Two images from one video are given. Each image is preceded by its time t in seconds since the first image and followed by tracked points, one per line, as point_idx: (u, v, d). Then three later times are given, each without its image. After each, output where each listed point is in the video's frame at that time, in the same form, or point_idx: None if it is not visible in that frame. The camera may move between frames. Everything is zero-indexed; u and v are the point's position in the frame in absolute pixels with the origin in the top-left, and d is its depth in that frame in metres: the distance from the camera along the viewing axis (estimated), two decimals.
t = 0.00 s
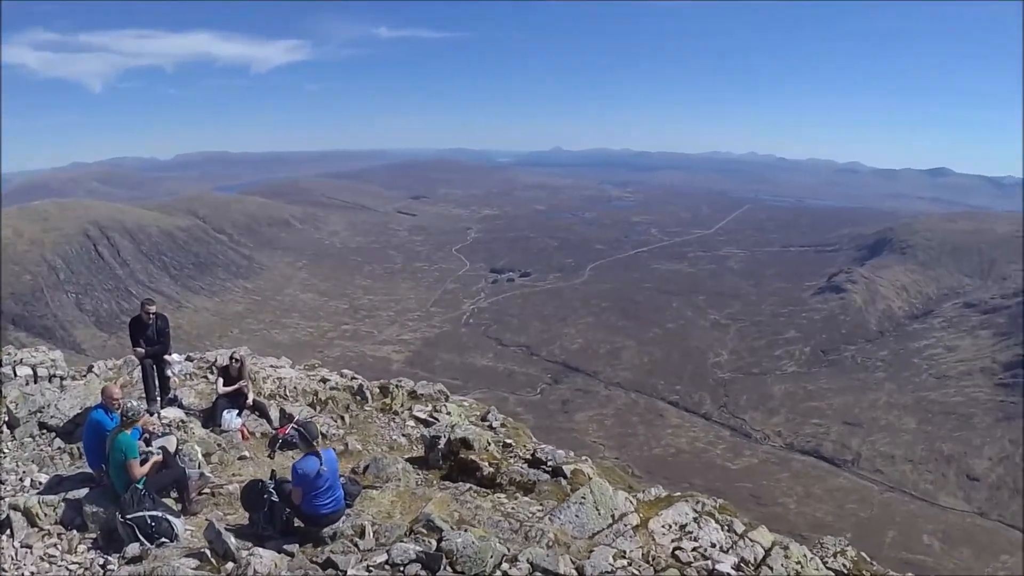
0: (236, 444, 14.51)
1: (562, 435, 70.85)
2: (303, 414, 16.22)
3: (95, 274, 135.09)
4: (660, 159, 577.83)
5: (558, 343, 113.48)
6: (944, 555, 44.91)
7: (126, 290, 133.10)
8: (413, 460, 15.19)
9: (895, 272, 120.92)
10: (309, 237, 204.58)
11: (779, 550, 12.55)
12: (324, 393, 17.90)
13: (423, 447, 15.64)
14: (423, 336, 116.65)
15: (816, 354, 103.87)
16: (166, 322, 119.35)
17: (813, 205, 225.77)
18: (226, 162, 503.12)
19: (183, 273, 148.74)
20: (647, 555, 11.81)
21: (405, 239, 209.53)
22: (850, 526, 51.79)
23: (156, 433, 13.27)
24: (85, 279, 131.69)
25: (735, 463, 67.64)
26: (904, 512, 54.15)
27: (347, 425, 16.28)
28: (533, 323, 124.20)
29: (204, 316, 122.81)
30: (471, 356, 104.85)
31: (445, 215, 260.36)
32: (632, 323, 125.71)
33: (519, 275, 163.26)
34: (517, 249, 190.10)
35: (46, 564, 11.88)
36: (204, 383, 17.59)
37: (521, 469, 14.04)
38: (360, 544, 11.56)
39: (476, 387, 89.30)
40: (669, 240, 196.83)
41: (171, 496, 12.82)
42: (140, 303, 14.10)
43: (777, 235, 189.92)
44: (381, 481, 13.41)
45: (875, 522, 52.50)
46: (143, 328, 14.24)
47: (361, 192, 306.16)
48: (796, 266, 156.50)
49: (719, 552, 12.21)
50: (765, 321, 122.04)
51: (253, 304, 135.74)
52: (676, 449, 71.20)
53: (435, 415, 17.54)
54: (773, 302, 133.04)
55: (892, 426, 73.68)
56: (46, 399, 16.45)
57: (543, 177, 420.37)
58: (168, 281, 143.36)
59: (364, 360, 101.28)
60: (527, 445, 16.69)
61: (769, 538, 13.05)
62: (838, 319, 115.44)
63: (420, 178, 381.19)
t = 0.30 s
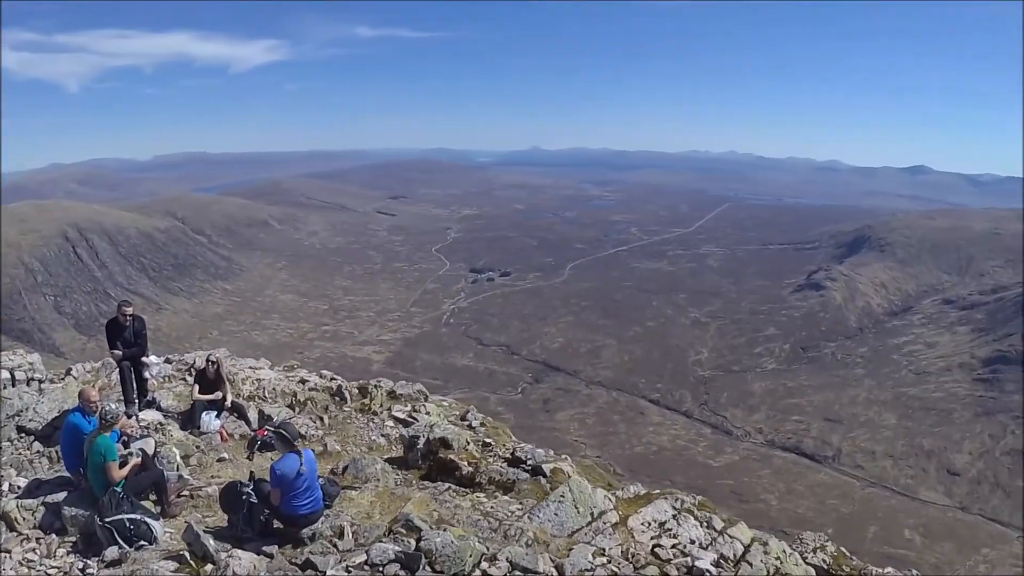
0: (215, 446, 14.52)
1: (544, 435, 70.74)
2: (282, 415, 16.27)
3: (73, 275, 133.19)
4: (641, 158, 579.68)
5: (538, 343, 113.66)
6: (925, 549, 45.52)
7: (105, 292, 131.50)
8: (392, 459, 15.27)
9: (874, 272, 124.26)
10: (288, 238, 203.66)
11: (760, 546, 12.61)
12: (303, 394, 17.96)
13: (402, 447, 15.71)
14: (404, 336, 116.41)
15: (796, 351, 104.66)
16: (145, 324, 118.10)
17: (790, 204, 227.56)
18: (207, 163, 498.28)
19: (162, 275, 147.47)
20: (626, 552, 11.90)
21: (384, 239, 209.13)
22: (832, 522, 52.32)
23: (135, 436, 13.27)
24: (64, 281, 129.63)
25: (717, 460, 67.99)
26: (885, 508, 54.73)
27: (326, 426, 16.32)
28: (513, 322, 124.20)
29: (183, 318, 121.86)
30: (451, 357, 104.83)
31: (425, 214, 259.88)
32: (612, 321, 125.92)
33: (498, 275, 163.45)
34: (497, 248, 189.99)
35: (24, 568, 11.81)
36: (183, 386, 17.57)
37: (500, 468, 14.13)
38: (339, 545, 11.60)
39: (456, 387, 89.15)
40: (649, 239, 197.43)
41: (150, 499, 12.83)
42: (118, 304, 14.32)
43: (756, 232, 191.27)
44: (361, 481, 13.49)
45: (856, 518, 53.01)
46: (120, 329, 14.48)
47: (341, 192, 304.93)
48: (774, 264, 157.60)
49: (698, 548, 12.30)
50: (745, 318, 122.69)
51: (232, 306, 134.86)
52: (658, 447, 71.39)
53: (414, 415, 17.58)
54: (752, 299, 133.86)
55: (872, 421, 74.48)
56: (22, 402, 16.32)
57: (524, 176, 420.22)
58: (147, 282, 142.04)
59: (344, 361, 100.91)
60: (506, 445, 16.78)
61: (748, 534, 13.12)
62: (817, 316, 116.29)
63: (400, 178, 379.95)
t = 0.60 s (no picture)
0: (196, 446, 14.55)
1: (525, 434, 70.78)
2: (262, 416, 16.28)
3: (52, 276, 131.49)
4: (622, 155, 581.62)
5: (520, 341, 113.86)
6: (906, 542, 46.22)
7: (85, 293, 130.04)
8: (372, 459, 15.32)
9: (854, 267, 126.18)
10: (269, 238, 202.81)
11: (739, 541, 12.71)
12: (284, 394, 17.98)
13: (383, 446, 15.78)
14: (385, 336, 116.20)
15: (777, 348, 105.48)
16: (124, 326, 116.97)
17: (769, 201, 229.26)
18: (188, 162, 493.28)
19: (142, 276, 146.13)
20: (606, 549, 11.96)
21: (365, 238, 208.71)
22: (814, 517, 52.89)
23: (115, 438, 13.26)
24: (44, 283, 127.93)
25: (699, 456, 68.38)
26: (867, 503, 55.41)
27: (307, 426, 16.33)
28: (494, 321, 124.41)
29: (163, 319, 120.86)
30: (433, 356, 104.81)
31: (406, 213, 259.19)
32: (594, 318, 126.25)
33: (479, 274, 163.60)
34: (478, 247, 189.85)
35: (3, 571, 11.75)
36: (163, 387, 17.54)
37: (481, 467, 14.19)
38: (320, 544, 11.60)
39: (438, 386, 89.02)
40: (630, 237, 197.97)
41: (131, 500, 12.79)
42: (96, 306, 14.32)
43: (736, 230, 192.40)
44: (342, 480, 13.52)
45: (837, 513, 53.59)
46: (98, 330, 14.48)
47: (321, 191, 303.40)
48: (755, 261, 158.63)
49: (678, 545, 12.40)
50: (726, 315, 123.48)
51: (213, 307, 134.13)
52: (640, 444, 71.69)
53: (394, 414, 17.64)
54: (733, 296, 134.73)
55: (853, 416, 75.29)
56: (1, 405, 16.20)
57: (506, 175, 419.61)
58: (127, 283, 140.69)
59: (325, 361, 100.51)
60: (488, 443, 16.87)
61: (728, 530, 13.22)
62: (797, 312, 117.26)
63: (381, 177, 378.44)
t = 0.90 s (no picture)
0: (177, 449, 14.56)
1: (508, 433, 70.77)
2: (243, 417, 16.30)
3: (32, 278, 129.81)
4: (603, 154, 583.32)
5: (502, 340, 114.00)
6: (890, 538, 46.72)
7: (65, 295, 128.50)
8: (353, 459, 15.36)
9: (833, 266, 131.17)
10: (250, 239, 201.88)
11: (721, 538, 12.80)
12: (265, 396, 18.00)
13: (365, 446, 15.81)
14: (367, 336, 115.93)
15: (759, 345, 106.18)
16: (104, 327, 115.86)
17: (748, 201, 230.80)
18: (170, 161, 488.58)
19: (122, 277, 144.75)
20: (588, 547, 12.03)
21: (346, 238, 208.14)
22: (797, 512, 53.22)
23: (96, 442, 13.23)
24: (23, 285, 126.32)
25: (682, 454, 68.63)
26: (850, 499, 55.99)
27: (288, 426, 16.39)
28: (476, 320, 124.46)
29: (144, 321, 119.92)
30: (416, 356, 104.73)
31: (387, 213, 258.46)
32: (575, 316, 126.47)
33: (461, 273, 163.68)
34: (459, 246, 189.72)
35: None
36: (144, 389, 17.52)
37: (463, 467, 14.26)
38: (301, 545, 11.62)
39: (421, 386, 88.85)
40: (611, 235, 198.37)
41: (113, 503, 12.78)
42: (75, 308, 14.33)
43: (717, 229, 193.49)
44: (323, 481, 13.56)
45: (819, 509, 54.07)
46: (78, 333, 14.46)
47: (301, 192, 301.90)
48: (736, 260, 159.57)
49: (660, 542, 12.47)
50: (707, 312, 124.03)
51: (194, 308, 133.29)
52: (623, 442, 71.86)
53: (375, 413, 17.66)
54: (714, 294, 135.40)
55: (835, 414, 76.05)
56: None
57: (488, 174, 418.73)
58: (107, 285, 139.28)
59: (307, 362, 100.11)
60: (469, 442, 16.93)
61: (709, 526, 13.32)
62: (778, 310, 118.04)
63: (363, 177, 376.89)
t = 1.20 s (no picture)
0: (158, 452, 14.58)
1: (490, 433, 70.86)
2: (223, 418, 16.32)
3: (10, 282, 128.30)
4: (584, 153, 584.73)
5: (483, 339, 114.11)
6: (872, 532, 47.23)
7: (44, 298, 127.15)
8: (334, 459, 15.42)
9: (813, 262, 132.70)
10: (230, 240, 200.85)
11: (702, 533, 12.91)
12: (246, 396, 18.02)
13: (346, 447, 15.88)
14: (348, 336, 115.66)
15: (739, 341, 106.92)
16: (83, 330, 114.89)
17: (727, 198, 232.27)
18: (151, 162, 483.82)
19: (102, 279, 143.58)
20: (570, 544, 12.10)
21: (326, 239, 207.67)
22: (778, 507, 53.72)
23: (77, 444, 13.21)
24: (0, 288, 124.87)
25: (664, 450, 68.96)
26: (832, 494, 56.47)
27: (269, 428, 16.44)
28: (457, 319, 124.50)
29: (124, 323, 119.04)
30: (397, 355, 104.62)
31: (368, 213, 257.74)
32: (557, 314, 126.72)
33: (441, 272, 163.73)
34: (440, 246, 189.69)
35: None
36: (125, 391, 17.50)
37: (444, 466, 14.36)
38: (284, 545, 11.64)
39: (402, 386, 88.74)
40: (591, 233, 198.66)
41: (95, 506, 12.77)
42: (54, 311, 14.28)
43: (697, 226, 194.63)
44: (304, 481, 13.61)
45: (801, 504, 54.53)
46: (57, 336, 14.43)
47: (281, 192, 300.65)
48: (717, 257, 160.46)
49: (641, 538, 12.55)
50: (687, 309, 124.61)
51: (174, 310, 132.52)
52: (605, 439, 72.09)
53: (356, 413, 17.68)
54: (694, 291, 136.06)
55: (816, 410, 76.81)
56: None
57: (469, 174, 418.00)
58: (86, 287, 138.01)
59: (288, 363, 99.78)
60: (450, 441, 16.99)
61: (691, 522, 13.41)
62: (758, 306, 118.95)
63: (344, 177, 375.47)
